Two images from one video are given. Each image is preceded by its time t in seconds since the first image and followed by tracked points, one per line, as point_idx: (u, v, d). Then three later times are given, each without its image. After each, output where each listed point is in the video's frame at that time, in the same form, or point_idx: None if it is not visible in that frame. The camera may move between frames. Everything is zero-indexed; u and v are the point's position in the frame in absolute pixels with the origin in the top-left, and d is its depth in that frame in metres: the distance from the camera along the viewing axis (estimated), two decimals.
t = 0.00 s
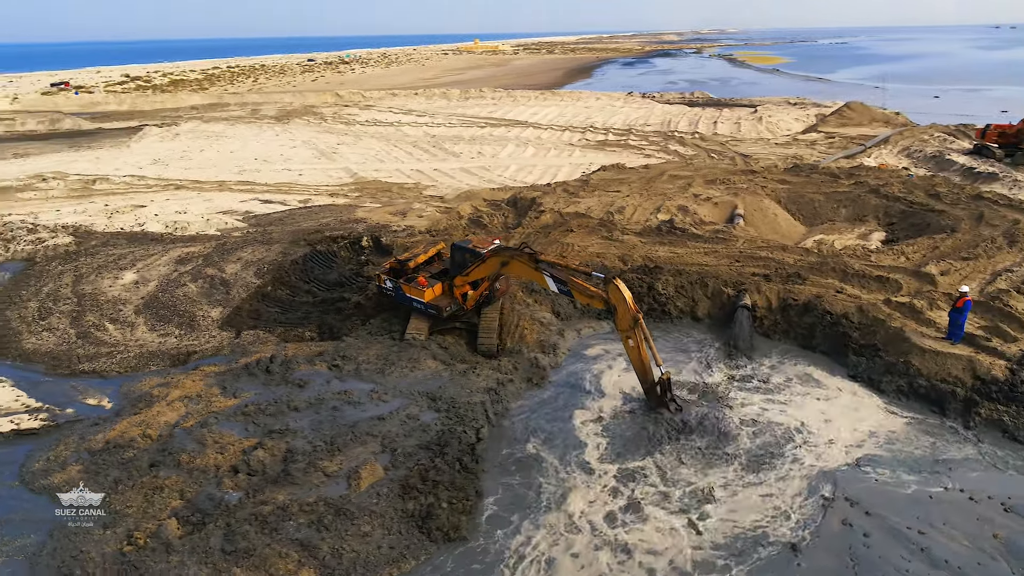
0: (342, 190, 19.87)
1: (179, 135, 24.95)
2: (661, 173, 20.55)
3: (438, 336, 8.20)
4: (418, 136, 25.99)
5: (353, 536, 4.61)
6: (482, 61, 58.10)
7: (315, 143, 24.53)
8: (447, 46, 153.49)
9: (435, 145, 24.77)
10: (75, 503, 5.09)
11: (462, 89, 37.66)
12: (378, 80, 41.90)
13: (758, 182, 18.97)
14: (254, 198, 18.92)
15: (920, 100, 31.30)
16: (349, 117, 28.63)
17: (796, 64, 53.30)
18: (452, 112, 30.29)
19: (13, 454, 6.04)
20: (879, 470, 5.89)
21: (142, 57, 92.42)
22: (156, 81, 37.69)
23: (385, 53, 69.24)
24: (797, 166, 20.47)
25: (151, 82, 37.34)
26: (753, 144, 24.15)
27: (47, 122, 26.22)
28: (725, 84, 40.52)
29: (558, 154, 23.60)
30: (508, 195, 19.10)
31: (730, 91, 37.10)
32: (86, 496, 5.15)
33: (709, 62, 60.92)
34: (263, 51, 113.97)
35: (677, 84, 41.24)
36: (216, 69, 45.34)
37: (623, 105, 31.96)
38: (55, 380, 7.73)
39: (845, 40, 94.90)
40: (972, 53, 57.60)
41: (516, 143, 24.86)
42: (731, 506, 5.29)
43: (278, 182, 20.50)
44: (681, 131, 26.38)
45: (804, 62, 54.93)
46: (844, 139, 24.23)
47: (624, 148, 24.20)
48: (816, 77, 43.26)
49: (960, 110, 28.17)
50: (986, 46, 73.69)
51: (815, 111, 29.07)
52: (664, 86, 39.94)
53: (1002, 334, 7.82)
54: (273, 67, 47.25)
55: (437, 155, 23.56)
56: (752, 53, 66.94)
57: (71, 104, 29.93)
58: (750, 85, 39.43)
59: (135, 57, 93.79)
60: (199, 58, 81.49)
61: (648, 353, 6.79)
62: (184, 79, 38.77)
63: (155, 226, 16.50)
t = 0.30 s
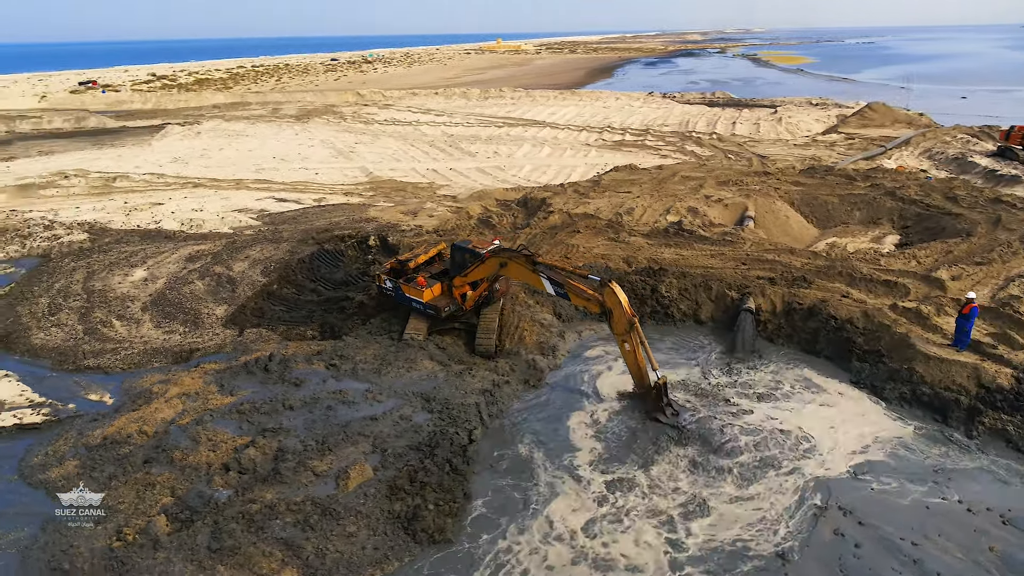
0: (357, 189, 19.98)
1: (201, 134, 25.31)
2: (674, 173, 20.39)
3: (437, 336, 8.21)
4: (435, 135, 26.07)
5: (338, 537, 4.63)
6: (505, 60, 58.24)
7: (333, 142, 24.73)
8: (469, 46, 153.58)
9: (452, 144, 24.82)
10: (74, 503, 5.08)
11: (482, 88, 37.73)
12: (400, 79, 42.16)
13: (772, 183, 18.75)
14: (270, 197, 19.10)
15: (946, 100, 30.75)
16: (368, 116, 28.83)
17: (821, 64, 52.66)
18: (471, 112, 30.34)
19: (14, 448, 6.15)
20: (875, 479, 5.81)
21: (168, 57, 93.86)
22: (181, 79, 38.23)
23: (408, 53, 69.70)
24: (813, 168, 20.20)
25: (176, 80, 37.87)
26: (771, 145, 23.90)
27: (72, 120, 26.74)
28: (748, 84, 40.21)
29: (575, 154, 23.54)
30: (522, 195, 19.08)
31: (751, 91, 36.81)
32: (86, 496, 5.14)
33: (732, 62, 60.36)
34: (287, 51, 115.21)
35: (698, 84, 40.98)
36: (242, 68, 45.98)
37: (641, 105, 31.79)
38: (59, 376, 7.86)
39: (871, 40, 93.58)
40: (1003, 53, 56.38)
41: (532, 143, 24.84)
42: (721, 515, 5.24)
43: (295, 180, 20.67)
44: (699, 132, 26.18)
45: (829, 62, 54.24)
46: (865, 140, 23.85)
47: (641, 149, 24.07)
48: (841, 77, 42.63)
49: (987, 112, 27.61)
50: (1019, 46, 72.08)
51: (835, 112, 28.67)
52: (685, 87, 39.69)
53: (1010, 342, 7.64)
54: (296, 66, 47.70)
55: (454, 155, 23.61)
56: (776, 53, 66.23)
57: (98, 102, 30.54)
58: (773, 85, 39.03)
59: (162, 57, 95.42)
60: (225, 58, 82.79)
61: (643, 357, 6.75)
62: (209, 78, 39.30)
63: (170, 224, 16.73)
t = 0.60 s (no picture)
0: (373, 188, 20.10)
1: (225, 132, 25.68)
2: (688, 175, 20.20)
3: (435, 336, 8.23)
4: (454, 134, 26.15)
5: (320, 535, 4.67)
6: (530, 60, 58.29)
7: (353, 141, 24.91)
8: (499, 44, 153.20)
9: (471, 144, 24.86)
10: (74, 503, 5.06)
11: (505, 87, 37.75)
12: (424, 78, 42.39)
13: (787, 185, 18.50)
14: (287, 195, 19.31)
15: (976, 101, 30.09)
16: (390, 116, 29.01)
17: (849, 64, 51.84)
18: (491, 111, 30.38)
19: (15, 441, 6.28)
20: (869, 489, 5.71)
21: (198, 57, 95.40)
22: (210, 78, 38.84)
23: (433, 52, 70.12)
24: (831, 170, 19.89)
25: (205, 79, 38.48)
26: (791, 146, 23.58)
27: (101, 118, 27.34)
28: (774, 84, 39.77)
29: (593, 154, 23.46)
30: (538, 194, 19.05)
31: (777, 91, 36.42)
32: (86, 496, 5.12)
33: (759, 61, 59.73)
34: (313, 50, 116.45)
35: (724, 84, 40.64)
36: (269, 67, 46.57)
37: (662, 105, 31.56)
38: (65, 370, 8.02)
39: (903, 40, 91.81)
40: None
41: (550, 143, 24.80)
42: (708, 523, 5.20)
43: (313, 179, 20.86)
44: (719, 132, 25.91)
45: (857, 62, 53.35)
46: (888, 142, 23.40)
47: (659, 149, 23.90)
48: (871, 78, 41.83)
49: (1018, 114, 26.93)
50: None
51: (859, 113, 28.18)
52: (709, 86, 39.37)
53: (1018, 351, 7.44)
54: (324, 66, 48.20)
55: (472, 154, 23.64)
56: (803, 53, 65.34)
57: (127, 101, 31.19)
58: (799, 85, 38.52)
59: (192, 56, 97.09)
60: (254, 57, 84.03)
61: (638, 361, 6.65)
62: (237, 77, 39.90)
63: (187, 221, 16.99)
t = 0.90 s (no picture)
0: (388, 187, 20.21)
1: (246, 131, 26.00)
2: (701, 175, 20.04)
3: (433, 336, 8.24)
4: (472, 134, 26.20)
5: (305, 534, 4.72)
6: (551, 59, 58.27)
7: (372, 140, 25.08)
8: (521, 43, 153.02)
9: (487, 143, 24.90)
10: (75, 503, 5.06)
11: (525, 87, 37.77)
12: (446, 78, 42.55)
13: (799, 186, 18.29)
14: (302, 193, 19.49)
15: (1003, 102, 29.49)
16: (409, 115, 29.15)
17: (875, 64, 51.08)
18: (509, 111, 30.40)
19: (17, 434, 6.42)
20: (862, 498, 5.64)
21: (223, 56, 96.60)
22: (234, 77, 39.35)
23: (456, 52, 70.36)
24: (848, 171, 19.61)
25: (230, 78, 38.99)
26: (810, 147, 23.30)
27: (125, 116, 27.82)
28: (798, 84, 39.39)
29: (610, 154, 23.37)
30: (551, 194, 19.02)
31: (803, 91, 36.16)
32: (86, 496, 5.12)
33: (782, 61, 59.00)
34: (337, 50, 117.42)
35: (747, 84, 40.35)
36: (293, 66, 47.06)
37: (680, 105, 31.36)
38: (70, 365, 8.17)
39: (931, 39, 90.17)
40: None
41: (567, 143, 24.75)
42: (694, 530, 5.17)
43: (328, 177, 21.04)
44: (738, 133, 25.69)
45: (883, 62, 52.53)
46: (910, 143, 23.02)
47: (676, 149, 23.74)
48: (898, 77, 41.08)
49: None
50: None
51: (880, 113, 27.73)
52: (731, 86, 39.06)
53: None
54: (347, 65, 48.58)
55: (488, 154, 23.67)
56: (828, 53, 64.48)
57: (153, 99, 31.71)
58: (823, 85, 38.07)
59: (218, 55, 98.45)
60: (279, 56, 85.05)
61: (635, 364, 6.57)
62: (261, 76, 40.38)
63: (203, 218, 17.21)
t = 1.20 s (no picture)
0: (405, 186, 20.31)
1: (270, 129, 26.35)
2: (717, 176, 19.84)
3: (431, 335, 8.27)
4: (491, 133, 26.23)
5: (289, 531, 4.78)
6: (575, 58, 58.13)
7: (392, 139, 25.23)
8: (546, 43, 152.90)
9: (507, 142, 24.91)
10: (75, 503, 5.05)
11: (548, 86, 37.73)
12: (470, 77, 42.68)
13: (814, 188, 18.01)
14: (320, 191, 19.67)
15: None
16: (431, 114, 29.28)
17: (905, 64, 50.08)
18: (530, 110, 30.39)
19: (20, 426, 6.58)
20: (854, 507, 5.56)
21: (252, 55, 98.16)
22: (261, 76, 39.85)
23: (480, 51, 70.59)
24: (868, 172, 19.27)
25: (258, 76, 39.53)
26: (832, 148, 22.94)
27: (153, 114, 28.34)
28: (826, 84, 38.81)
29: (629, 154, 23.24)
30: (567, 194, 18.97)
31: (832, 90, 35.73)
32: (87, 496, 5.12)
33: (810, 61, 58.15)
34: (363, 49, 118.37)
35: (773, 83, 39.85)
36: (320, 65, 47.58)
37: (703, 105, 31.05)
38: (77, 359, 8.34)
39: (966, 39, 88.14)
40: None
41: (586, 142, 24.67)
42: (678, 536, 5.14)
43: (346, 176, 21.21)
44: (760, 133, 25.38)
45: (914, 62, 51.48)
46: (936, 144, 22.54)
47: (695, 150, 23.53)
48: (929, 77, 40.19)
49: None
50: None
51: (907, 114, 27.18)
52: (757, 86, 38.60)
53: None
54: (375, 64, 48.92)
55: (506, 153, 23.68)
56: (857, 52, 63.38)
57: (181, 97, 32.27)
58: (852, 85, 37.46)
59: (246, 54, 99.90)
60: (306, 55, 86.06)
61: (630, 368, 6.51)
62: (288, 74, 40.89)
63: (220, 215, 17.47)
